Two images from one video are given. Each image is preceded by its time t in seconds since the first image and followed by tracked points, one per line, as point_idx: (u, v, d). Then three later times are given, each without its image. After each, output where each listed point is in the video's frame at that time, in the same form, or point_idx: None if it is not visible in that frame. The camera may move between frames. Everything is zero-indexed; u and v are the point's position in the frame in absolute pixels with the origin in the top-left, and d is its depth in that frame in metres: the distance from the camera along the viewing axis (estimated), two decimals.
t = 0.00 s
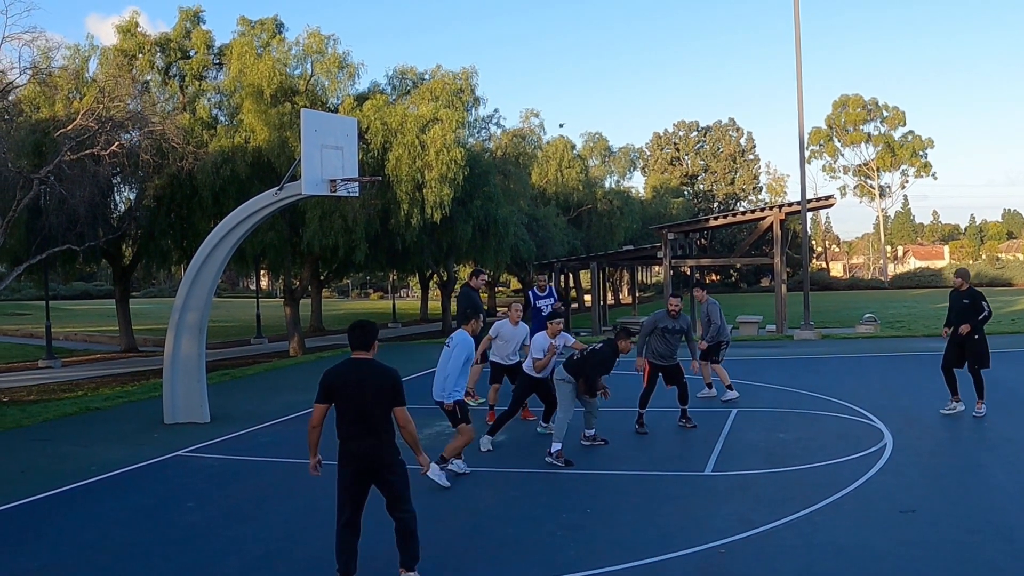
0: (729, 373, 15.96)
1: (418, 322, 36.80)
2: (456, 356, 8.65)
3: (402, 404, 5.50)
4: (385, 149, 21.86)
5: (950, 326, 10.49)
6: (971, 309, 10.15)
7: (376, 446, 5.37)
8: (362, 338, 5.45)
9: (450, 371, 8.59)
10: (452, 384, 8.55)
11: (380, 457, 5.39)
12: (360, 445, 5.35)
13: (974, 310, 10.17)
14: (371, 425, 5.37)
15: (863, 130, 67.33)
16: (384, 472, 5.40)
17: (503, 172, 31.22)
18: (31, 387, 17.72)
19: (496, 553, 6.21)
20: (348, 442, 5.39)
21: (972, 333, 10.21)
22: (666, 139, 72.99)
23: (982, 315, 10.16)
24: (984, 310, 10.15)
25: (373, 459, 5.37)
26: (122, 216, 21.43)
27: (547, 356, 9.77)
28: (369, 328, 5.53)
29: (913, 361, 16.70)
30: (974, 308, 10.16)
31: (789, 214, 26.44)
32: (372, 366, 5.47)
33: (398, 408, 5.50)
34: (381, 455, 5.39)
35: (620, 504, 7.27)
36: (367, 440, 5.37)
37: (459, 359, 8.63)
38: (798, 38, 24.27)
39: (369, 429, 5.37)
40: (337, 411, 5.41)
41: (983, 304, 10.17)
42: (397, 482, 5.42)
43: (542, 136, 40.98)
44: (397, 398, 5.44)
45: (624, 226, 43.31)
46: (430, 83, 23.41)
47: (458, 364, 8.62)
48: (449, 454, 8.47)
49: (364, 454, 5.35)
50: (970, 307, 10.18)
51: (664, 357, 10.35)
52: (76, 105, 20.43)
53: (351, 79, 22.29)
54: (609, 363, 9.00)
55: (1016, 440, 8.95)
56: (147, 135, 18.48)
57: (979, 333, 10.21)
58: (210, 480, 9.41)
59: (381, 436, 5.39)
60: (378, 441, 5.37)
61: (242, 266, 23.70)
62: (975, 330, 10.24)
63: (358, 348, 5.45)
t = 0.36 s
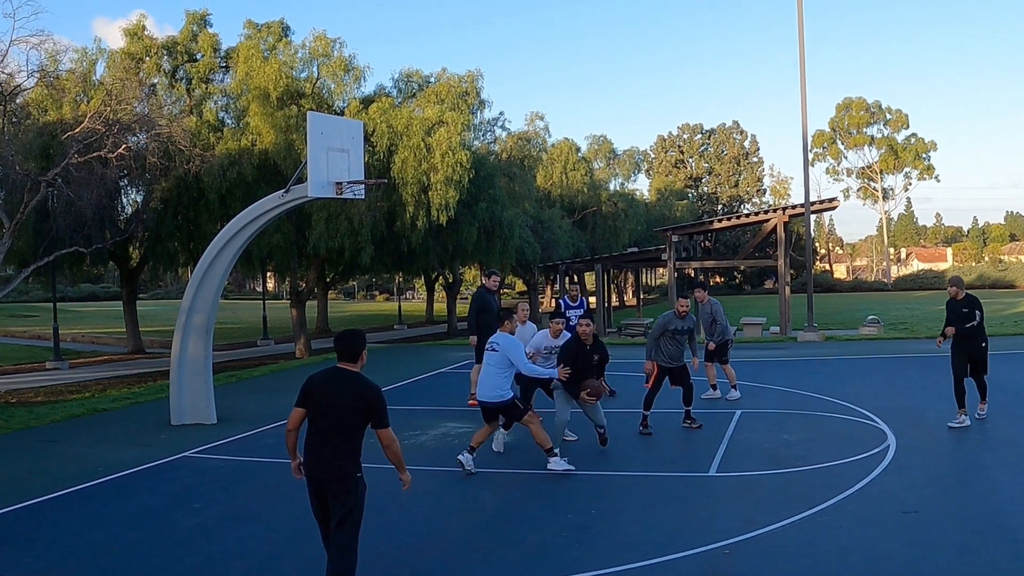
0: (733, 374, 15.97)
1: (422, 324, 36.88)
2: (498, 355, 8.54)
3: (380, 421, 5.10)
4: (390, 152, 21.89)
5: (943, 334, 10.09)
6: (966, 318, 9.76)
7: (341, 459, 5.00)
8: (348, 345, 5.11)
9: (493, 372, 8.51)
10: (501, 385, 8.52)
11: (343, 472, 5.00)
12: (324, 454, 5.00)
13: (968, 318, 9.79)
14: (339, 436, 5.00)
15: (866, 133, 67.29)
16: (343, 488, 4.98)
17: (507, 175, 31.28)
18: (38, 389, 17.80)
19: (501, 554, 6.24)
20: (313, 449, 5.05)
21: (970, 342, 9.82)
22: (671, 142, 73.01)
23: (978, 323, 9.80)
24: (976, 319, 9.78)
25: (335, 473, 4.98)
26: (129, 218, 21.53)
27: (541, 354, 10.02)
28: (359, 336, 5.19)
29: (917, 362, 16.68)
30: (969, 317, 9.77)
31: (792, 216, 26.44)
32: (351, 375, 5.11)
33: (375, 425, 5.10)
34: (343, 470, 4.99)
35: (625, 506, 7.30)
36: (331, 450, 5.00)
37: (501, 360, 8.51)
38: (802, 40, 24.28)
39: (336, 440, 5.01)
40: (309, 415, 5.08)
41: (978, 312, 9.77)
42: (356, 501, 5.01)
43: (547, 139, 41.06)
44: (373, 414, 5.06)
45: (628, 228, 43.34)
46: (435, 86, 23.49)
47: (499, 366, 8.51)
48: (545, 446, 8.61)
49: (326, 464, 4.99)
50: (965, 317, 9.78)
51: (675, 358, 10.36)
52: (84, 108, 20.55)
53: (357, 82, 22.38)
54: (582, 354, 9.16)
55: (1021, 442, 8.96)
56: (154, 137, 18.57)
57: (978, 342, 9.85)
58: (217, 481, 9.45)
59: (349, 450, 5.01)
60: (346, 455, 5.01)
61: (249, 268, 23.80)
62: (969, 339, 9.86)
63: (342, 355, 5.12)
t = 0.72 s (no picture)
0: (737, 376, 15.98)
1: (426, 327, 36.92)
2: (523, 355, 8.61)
3: (354, 428, 4.98)
4: (396, 154, 21.91)
5: (941, 336, 9.92)
6: (968, 317, 9.64)
7: (316, 467, 4.96)
8: (324, 354, 5.03)
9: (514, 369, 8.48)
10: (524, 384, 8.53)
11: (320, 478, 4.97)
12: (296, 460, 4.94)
13: (969, 316, 9.66)
14: (315, 445, 4.95)
15: (870, 136, 67.19)
16: (320, 495, 4.96)
17: (512, 178, 31.32)
18: (46, 390, 17.90)
19: (505, 554, 6.28)
20: (287, 456, 5.01)
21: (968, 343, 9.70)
22: (675, 144, 73.07)
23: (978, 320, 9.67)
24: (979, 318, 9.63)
25: (308, 479, 4.94)
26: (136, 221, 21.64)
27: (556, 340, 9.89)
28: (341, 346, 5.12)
29: (922, 364, 16.67)
30: (970, 315, 9.65)
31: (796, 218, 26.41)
32: (326, 383, 5.06)
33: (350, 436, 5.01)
34: (318, 478, 4.94)
35: (628, 507, 7.33)
36: (305, 456, 4.95)
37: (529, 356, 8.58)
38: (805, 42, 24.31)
39: (311, 449, 4.95)
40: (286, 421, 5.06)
41: (981, 311, 9.64)
42: (334, 506, 4.97)
43: (551, 142, 41.11)
44: (348, 420, 4.97)
45: (633, 230, 43.35)
46: (441, 89, 23.55)
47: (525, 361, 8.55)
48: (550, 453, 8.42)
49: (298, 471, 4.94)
50: (966, 314, 9.67)
51: (694, 358, 10.19)
52: (91, 111, 20.67)
53: (363, 85, 22.47)
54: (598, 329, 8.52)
55: None
56: (161, 140, 18.62)
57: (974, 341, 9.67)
58: (224, 483, 9.50)
59: (323, 456, 4.96)
60: (319, 464, 4.96)
61: (255, 270, 23.89)
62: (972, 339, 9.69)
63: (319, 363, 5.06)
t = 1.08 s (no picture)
0: (742, 377, 15.99)
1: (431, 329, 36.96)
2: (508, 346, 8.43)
3: (308, 435, 4.96)
4: (402, 157, 21.99)
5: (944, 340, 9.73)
6: (972, 324, 9.37)
7: (271, 481, 4.92)
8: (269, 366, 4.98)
9: (486, 369, 8.41)
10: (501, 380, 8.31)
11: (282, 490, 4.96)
12: (252, 477, 4.90)
13: (974, 323, 9.42)
14: (267, 459, 4.91)
15: (873, 139, 67.11)
16: (282, 506, 4.96)
17: (518, 180, 31.38)
18: (54, 391, 18.00)
19: (511, 556, 6.30)
20: (240, 473, 4.96)
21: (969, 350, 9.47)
22: (679, 147, 73.11)
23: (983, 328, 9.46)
24: (984, 326, 9.39)
25: (268, 493, 4.91)
26: (144, 223, 21.73)
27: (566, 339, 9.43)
28: (282, 357, 5.07)
29: (926, 365, 16.66)
30: (974, 323, 9.40)
31: (800, 221, 26.40)
32: (272, 396, 5.00)
33: (302, 446, 4.98)
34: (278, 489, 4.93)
35: (634, 507, 7.36)
36: (260, 471, 4.90)
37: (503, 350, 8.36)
38: (809, 45, 24.32)
39: (267, 462, 4.91)
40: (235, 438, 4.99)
41: (986, 319, 9.41)
42: (296, 514, 4.98)
43: (557, 144, 41.14)
44: (299, 430, 4.94)
45: (638, 233, 43.37)
46: (447, 92, 23.59)
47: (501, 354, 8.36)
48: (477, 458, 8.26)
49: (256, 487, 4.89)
50: (970, 322, 9.41)
51: (711, 362, 9.96)
52: (99, 114, 20.78)
53: (369, 88, 22.55)
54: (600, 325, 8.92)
55: None
56: (168, 143, 18.65)
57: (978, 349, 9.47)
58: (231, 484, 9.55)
59: (280, 467, 4.94)
60: (272, 478, 4.92)
61: (262, 273, 23.98)
62: (971, 347, 9.48)
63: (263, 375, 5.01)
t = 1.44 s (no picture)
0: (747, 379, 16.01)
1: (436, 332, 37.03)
2: (459, 354, 7.99)
3: (308, 436, 5.03)
4: (408, 159, 22.06)
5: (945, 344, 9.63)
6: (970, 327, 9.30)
7: (271, 479, 4.97)
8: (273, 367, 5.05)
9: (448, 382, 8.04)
10: (458, 391, 7.99)
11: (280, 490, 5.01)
12: (252, 475, 4.95)
13: (972, 327, 9.35)
14: (267, 458, 4.96)
15: (877, 141, 67.05)
16: (280, 506, 4.99)
17: (523, 183, 31.44)
18: (61, 393, 18.07)
19: (517, 556, 6.35)
20: (240, 471, 5.00)
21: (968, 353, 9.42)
22: (684, 150, 73.12)
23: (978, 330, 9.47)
24: (982, 328, 9.30)
25: (266, 494, 4.96)
26: (151, 225, 21.84)
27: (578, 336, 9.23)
28: (284, 356, 5.14)
29: (931, 367, 16.67)
30: (972, 325, 9.32)
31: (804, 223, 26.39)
32: (271, 396, 5.06)
33: (302, 446, 5.04)
34: (275, 489, 4.97)
35: (638, 508, 7.40)
36: (262, 469, 4.96)
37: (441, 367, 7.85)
38: (812, 47, 24.36)
39: (266, 461, 4.97)
40: (235, 437, 5.04)
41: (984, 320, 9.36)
42: (295, 514, 5.01)
43: (561, 147, 41.18)
44: (301, 430, 5.01)
45: (642, 235, 43.38)
46: (452, 95, 23.65)
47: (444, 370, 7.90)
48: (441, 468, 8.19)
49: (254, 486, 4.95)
50: (969, 325, 9.33)
51: (730, 365, 9.77)
52: (106, 117, 20.90)
53: (375, 91, 22.64)
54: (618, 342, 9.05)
55: None
56: (175, 145, 18.71)
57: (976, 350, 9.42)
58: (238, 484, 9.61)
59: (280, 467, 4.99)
60: (274, 476, 4.97)
61: (268, 274, 24.08)
62: (970, 350, 9.41)
63: (267, 376, 5.07)
